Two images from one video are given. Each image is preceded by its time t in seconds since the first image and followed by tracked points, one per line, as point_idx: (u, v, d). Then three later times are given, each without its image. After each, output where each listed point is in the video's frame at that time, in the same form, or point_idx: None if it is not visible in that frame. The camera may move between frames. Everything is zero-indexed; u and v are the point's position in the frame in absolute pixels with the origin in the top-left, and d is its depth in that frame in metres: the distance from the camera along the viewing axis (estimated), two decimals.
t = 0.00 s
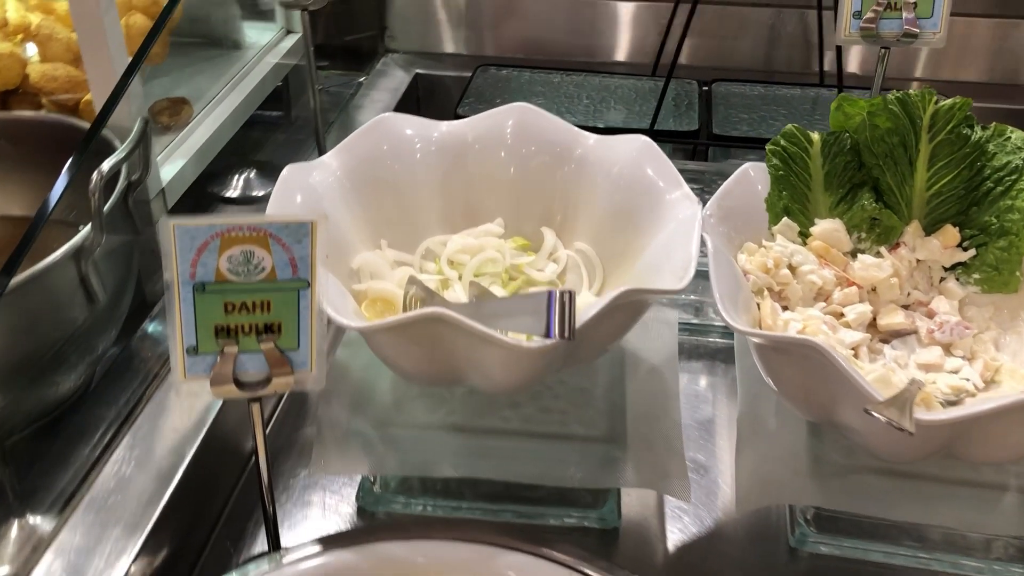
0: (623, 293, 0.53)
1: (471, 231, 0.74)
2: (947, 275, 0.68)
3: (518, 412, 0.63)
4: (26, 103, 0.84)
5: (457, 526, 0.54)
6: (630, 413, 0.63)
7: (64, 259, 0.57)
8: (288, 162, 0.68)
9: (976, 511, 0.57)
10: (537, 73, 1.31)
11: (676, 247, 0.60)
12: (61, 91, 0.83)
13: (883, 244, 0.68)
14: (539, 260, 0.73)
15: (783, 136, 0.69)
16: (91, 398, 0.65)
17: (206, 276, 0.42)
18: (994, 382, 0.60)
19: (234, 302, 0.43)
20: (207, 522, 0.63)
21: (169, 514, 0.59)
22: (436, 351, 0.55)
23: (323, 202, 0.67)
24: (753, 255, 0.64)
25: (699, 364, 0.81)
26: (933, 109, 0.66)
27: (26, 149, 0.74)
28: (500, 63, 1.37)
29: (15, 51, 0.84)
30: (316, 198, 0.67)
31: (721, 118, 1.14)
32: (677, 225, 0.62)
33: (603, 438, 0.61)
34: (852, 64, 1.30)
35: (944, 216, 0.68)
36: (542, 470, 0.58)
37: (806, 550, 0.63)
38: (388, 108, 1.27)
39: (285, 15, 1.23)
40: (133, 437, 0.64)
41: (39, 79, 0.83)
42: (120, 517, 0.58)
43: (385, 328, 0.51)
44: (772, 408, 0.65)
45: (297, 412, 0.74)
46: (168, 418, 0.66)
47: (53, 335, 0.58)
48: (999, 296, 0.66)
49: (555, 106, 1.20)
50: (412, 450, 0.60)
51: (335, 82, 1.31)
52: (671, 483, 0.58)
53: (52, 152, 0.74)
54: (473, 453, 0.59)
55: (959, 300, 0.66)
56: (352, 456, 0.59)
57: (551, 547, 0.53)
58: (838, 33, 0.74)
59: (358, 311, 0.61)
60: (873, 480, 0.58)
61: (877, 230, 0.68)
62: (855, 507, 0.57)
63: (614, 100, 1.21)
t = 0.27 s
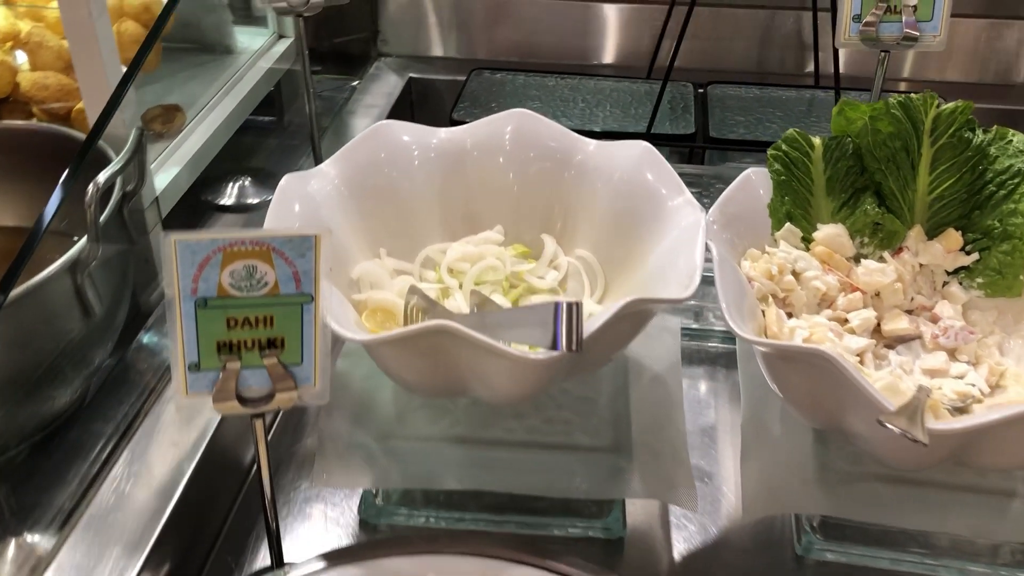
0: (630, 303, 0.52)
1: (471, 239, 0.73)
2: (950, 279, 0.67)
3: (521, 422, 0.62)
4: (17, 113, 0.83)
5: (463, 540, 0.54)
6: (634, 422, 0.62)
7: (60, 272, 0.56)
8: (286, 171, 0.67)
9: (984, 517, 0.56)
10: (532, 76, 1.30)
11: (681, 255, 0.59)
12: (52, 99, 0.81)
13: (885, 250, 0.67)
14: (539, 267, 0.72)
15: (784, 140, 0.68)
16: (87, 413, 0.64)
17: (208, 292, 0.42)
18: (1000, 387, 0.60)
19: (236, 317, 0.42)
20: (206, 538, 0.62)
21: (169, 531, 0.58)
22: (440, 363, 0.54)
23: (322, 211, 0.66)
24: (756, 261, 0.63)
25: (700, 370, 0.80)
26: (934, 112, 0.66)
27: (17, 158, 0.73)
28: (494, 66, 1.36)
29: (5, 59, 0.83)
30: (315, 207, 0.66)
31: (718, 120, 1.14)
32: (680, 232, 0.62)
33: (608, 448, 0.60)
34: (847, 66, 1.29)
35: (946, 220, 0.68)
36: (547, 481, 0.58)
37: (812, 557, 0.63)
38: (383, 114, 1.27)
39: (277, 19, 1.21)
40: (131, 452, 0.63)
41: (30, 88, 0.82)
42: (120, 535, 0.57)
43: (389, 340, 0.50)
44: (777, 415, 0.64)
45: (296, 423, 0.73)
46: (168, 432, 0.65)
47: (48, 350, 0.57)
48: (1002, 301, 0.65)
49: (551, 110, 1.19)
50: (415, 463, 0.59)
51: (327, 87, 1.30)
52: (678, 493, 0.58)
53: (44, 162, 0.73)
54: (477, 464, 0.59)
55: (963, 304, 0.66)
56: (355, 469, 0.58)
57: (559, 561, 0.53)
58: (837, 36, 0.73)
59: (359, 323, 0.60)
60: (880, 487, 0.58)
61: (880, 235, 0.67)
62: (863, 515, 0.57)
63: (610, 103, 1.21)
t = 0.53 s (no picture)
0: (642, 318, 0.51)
1: (470, 250, 0.72)
2: (957, 286, 0.67)
3: (527, 439, 0.61)
4: None
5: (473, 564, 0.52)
6: (642, 437, 0.61)
7: (49, 294, 0.53)
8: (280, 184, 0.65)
9: (999, 529, 0.55)
10: (522, 81, 1.28)
11: (689, 267, 0.58)
12: (34, 112, 0.79)
13: (892, 257, 0.66)
14: (540, 278, 0.71)
15: (788, 147, 0.67)
16: (79, 437, 0.62)
17: (210, 317, 0.40)
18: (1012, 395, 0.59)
19: (239, 343, 0.41)
20: (204, 565, 0.60)
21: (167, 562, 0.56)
22: (446, 383, 0.53)
23: (318, 225, 0.65)
24: (763, 271, 0.62)
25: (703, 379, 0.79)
26: (939, 117, 0.65)
27: None
28: (485, 71, 1.34)
29: None
30: (310, 222, 0.64)
31: (712, 124, 1.13)
32: (687, 243, 0.61)
33: (617, 464, 0.59)
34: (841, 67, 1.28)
35: (952, 225, 0.67)
36: (556, 501, 0.56)
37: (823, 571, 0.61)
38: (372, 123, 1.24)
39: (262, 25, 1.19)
40: (127, 476, 0.61)
41: (12, 100, 0.79)
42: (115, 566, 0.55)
43: (395, 362, 0.49)
44: (786, 427, 0.63)
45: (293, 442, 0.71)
46: (166, 456, 0.63)
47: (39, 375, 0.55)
48: (1010, 307, 0.65)
49: (544, 116, 1.18)
50: (420, 484, 0.57)
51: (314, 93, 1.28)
52: (689, 510, 0.57)
53: (28, 177, 0.71)
54: (484, 485, 0.57)
55: (970, 311, 0.65)
56: (359, 492, 0.57)
57: None
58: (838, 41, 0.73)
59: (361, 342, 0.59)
60: (894, 500, 0.57)
61: (886, 243, 0.66)
62: (878, 529, 0.56)
63: (603, 108, 1.19)
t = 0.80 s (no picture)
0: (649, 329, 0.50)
1: (470, 258, 0.71)
2: (960, 289, 0.66)
3: (532, 450, 0.60)
4: None
5: None
6: (648, 446, 0.60)
7: (46, 308, 0.52)
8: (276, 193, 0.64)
9: (1009, 536, 0.55)
10: (515, 84, 1.27)
11: (694, 275, 0.58)
12: (24, 121, 0.78)
13: (895, 261, 0.66)
14: (541, 285, 0.70)
15: (789, 152, 0.66)
16: (77, 453, 0.61)
17: (213, 333, 0.39)
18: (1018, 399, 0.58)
19: (242, 359, 0.40)
20: None
21: None
22: (452, 395, 0.52)
23: (315, 234, 0.64)
24: (768, 277, 0.61)
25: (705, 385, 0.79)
26: (941, 120, 0.65)
27: None
28: (477, 73, 1.33)
29: None
30: (309, 231, 0.63)
31: (708, 127, 1.13)
32: (691, 250, 0.60)
33: (623, 474, 0.58)
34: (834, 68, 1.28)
35: (955, 229, 0.67)
36: (562, 513, 0.55)
37: None
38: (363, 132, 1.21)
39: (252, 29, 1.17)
40: (126, 492, 0.59)
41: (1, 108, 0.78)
42: None
43: (402, 375, 0.48)
44: (791, 434, 0.63)
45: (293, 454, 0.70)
46: (167, 470, 0.61)
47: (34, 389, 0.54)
48: (1013, 310, 0.65)
49: (539, 120, 1.18)
50: (424, 497, 0.56)
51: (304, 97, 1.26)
52: (698, 520, 0.56)
53: (19, 188, 0.69)
54: (489, 497, 0.57)
55: (974, 314, 0.65)
56: (363, 506, 0.56)
57: None
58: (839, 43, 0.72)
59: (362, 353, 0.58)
60: (902, 507, 0.57)
61: (889, 246, 0.66)
62: (887, 537, 0.56)
63: (598, 110, 1.19)
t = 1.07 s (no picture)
0: (659, 337, 0.49)
1: (471, 264, 0.71)
2: (964, 291, 0.66)
3: (537, 458, 0.59)
4: None
5: None
6: (654, 453, 0.60)
7: (40, 323, 0.51)
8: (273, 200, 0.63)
9: (1018, 540, 0.55)
10: (509, 85, 1.26)
11: (699, 281, 0.57)
12: (12, 128, 0.77)
13: (899, 263, 0.66)
14: (542, 291, 0.70)
15: (790, 154, 0.66)
16: (72, 468, 0.59)
17: (217, 348, 0.37)
18: None
19: (247, 374, 0.39)
20: None
21: None
22: (457, 406, 0.51)
23: (314, 242, 0.62)
24: (773, 282, 0.61)
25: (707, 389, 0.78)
26: (943, 121, 0.65)
27: None
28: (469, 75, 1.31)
29: None
30: (307, 239, 0.62)
31: (703, 128, 1.12)
32: (697, 255, 0.60)
33: (630, 483, 0.58)
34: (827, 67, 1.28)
35: (957, 231, 0.67)
36: (570, 523, 0.55)
37: None
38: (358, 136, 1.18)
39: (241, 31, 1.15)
40: (126, 507, 0.58)
41: None
42: None
43: (410, 386, 0.48)
44: (797, 440, 0.63)
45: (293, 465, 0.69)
46: (166, 485, 0.60)
47: (31, 401, 0.53)
48: (1018, 311, 0.64)
49: (533, 123, 1.17)
50: (429, 509, 0.56)
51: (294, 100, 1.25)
52: (706, 529, 0.55)
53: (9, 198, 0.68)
54: (495, 507, 0.56)
55: (978, 316, 0.65)
56: (367, 518, 0.55)
57: None
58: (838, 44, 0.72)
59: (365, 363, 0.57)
60: (911, 512, 0.56)
61: (893, 249, 0.66)
62: (897, 542, 0.55)
63: (593, 112, 1.18)
